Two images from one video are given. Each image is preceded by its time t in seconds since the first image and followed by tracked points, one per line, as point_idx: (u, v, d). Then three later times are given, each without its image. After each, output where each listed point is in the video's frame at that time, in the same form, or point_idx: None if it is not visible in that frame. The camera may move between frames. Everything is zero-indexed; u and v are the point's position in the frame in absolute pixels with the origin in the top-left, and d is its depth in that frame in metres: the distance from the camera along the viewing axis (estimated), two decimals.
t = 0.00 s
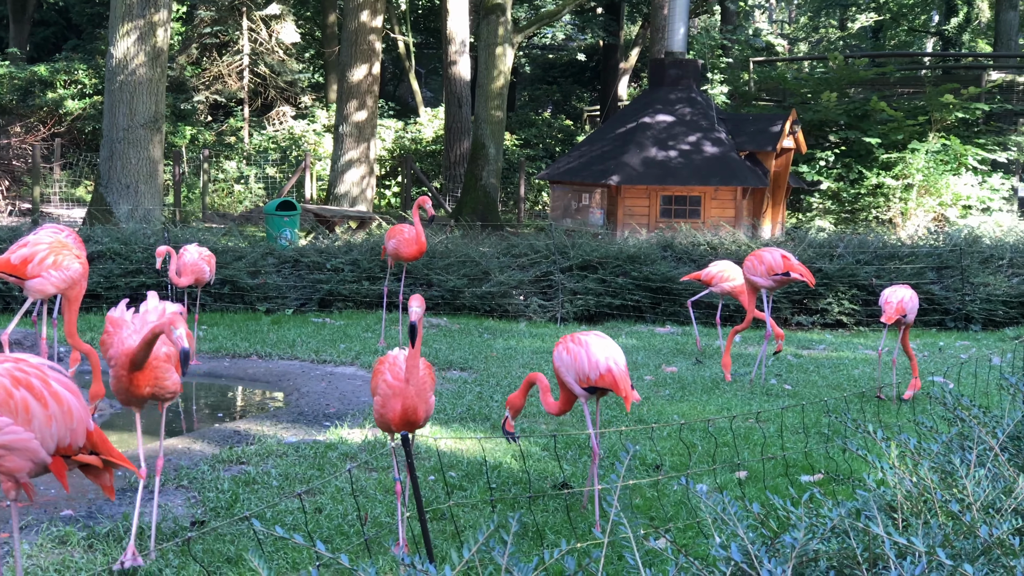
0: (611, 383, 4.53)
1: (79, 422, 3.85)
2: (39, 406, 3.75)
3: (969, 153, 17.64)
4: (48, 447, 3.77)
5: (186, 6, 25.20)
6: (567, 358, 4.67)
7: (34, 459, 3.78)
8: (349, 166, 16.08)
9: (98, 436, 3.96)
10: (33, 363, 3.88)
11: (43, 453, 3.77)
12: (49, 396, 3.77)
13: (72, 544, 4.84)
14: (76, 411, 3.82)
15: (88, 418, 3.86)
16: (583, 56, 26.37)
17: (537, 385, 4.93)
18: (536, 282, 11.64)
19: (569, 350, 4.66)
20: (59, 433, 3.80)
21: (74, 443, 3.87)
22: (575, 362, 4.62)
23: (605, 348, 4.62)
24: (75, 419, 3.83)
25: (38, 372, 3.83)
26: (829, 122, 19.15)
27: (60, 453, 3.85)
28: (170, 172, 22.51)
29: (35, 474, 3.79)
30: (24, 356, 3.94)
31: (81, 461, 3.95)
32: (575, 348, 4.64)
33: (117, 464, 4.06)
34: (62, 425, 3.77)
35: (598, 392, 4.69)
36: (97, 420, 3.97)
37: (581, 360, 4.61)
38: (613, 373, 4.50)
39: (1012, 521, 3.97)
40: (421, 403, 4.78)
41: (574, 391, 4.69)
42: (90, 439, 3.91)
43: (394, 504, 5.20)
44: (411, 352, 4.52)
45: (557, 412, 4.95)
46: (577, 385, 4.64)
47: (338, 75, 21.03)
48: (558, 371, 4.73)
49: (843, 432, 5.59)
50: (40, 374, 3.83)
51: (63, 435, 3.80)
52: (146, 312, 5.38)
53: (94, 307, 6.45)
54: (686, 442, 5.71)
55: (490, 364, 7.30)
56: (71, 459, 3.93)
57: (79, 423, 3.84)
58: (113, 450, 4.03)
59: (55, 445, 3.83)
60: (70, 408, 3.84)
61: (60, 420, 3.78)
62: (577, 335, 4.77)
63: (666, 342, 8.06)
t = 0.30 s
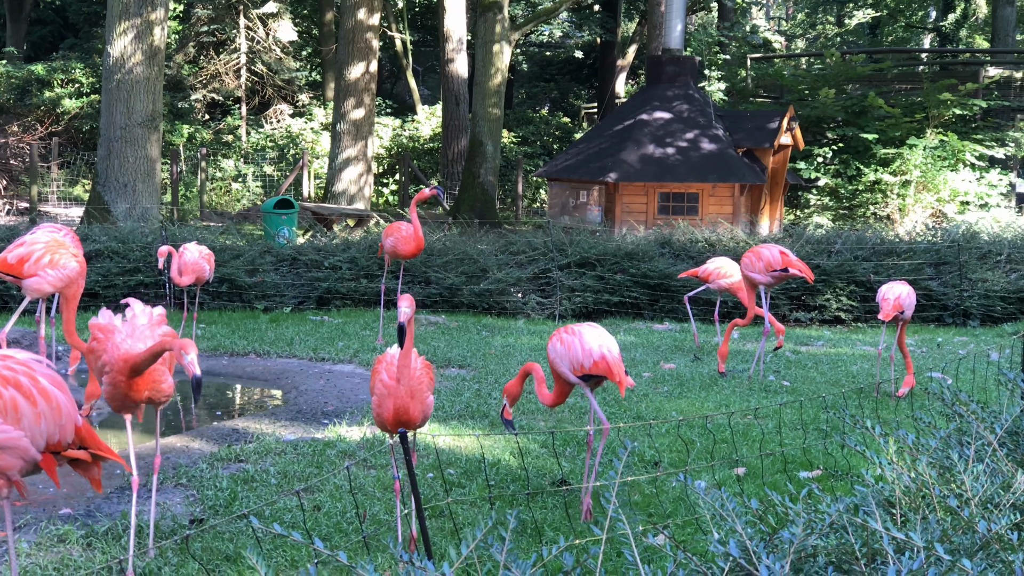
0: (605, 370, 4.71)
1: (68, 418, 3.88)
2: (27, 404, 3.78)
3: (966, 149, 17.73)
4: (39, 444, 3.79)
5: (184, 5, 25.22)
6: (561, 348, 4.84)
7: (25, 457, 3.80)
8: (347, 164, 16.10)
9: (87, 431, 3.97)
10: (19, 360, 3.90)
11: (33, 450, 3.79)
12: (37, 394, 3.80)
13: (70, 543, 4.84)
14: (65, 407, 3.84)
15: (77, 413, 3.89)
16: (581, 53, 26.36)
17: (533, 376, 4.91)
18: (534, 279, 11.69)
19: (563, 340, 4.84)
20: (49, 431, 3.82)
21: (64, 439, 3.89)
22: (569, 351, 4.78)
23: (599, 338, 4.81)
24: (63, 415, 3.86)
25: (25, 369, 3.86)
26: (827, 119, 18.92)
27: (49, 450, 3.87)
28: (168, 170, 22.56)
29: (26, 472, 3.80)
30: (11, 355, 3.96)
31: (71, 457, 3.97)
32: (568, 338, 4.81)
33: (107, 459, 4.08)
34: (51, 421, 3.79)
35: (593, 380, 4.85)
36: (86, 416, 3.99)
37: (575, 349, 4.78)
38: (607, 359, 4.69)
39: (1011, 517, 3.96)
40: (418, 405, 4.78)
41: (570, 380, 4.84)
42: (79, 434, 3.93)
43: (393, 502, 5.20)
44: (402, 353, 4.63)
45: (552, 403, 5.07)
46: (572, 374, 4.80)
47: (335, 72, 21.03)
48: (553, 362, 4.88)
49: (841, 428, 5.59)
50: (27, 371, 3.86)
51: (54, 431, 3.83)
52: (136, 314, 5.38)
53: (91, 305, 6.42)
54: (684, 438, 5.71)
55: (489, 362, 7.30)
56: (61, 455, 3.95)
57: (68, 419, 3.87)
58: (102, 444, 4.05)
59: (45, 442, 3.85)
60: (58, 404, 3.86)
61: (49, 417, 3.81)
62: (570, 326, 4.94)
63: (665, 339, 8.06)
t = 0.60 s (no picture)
0: (606, 358, 4.91)
1: (64, 405, 3.89)
2: (22, 393, 3.79)
3: (972, 137, 17.59)
4: (35, 432, 3.80)
5: None
6: (562, 336, 5.02)
7: (22, 445, 3.81)
8: (351, 155, 16.09)
9: (85, 419, 3.99)
10: (14, 349, 3.91)
11: (30, 439, 3.80)
12: (32, 382, 3.81)
13: (76, 532, 4.85)
14: (60, 395, 3.85)
15: (72, 400, 3.90)
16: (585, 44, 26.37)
17: (537, 359, 5.12)
18: (539, 268, 11.68)
19: (565, 327, 5.01)
20: (45, 418, 3.84)
21: (61, 426, 3.90)
22: (571, 339, 4.97)
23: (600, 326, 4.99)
24: (59, 403, 3.87)
25: (19, 358, 3.88)
26: (831, 109, 19.19)
27: (47, 438, 3.89)
28: (172, 161, 22.59)
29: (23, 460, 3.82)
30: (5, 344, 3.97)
31: (69, 444, 3.99)
32: (570, 326, 4.98)
33: (105, 446, 4.10)
34: (47, 409, 3.81)
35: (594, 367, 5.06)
36: (82, 403, 4.01)
37: (576, 337, 4.97)
38: (609, 348, 4.87)
39: (1017, 503, 3.95)
40: (423, 395, 4.78)
41: (571, 366, 5.03)
42: (77, 422, 3.95)
43: (399, 490, 5.21)
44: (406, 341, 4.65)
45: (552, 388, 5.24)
46: (575, 361, 5.00)
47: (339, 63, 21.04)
48: (553, 349, 5.06)
49: (847, 416, 5.59)
50: (21, 360, 3.87)
51: (51, 419, 3.84)
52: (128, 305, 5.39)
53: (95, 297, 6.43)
54: (689, 427, 5.71)
55: (494, 351, 7.31)
56: (59, 442, 3.96)
57: (64, 407, 3.88)
58: (99, 432, 4.07)
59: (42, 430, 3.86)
60: (54, 392, 3.87)
61: (44, 405, 3.82)
62: (571, 314, 5.11)
63: (669, 328, 8.07)
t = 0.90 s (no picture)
0: (615, 345, 4.97)
1: (78, 390, 3.88)
2: (34, 379, 3.77)
3: (994, 120, 17.70)
4: (51, 418, 3.80)
5: None
6: (571, 321, 5.07)
7: (37, 432, 3.80)
8: (371, 141, 16.12)
9: (102, 403, 3.98)
10: (26, 336, 3.90)
11: (45, 425, 3.79)
12: (44, 368, 3.80)
13: (100, 519, 4.86)
14: (74, 380, 3.85)
15: (87, 384, 3.89)
16: (603, 30, 26.42)
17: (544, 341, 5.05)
18: (560, 254, 11.65)
19: (575, 313, 5.06)
20: (59, 404, 3.84)
21: (77, 412, 3.89)
22: (580, 325, 5.02)
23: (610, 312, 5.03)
24: (74, 388, 3.86)
25: (31, 345, 3.85)
26: (852, 92, 19.03)
27: (63, 424, 3.88)
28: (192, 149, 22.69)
29: (40, 446, 3.81)
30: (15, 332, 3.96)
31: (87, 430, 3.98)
32: (580, 312, 5.04)
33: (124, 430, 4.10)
34: (61, 394, 3.80)
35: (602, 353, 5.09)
36: (97, 389, 3.99)
37: (586, 323, 5.02)
38: (618, 336, 4.94)
39: None
40: (437, 385, 4.97)
41: (578, 351, 5.07)
42: (94, 407, 3.95)
43: (421, 477, 5.19)
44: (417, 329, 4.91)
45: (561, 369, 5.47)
46: (582, 347, 5.06)
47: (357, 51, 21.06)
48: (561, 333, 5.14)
49: (871, 400, 5.56)
50: (32, 347, 3.85)
51: (66, 404, 3.83)
52: (147, 294, 5.31)
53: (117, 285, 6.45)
54: (711, 412, 5.68)
55: (515, 337, 7.33)
56: (76, 428, 3.96)
57: (79, 391, 3.88)
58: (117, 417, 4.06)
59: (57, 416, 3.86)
60: (67, 376, 3.87)
61: (58, 391, 3.82)
62: (582, 297, 5.14)
63: (691, 313, 8.10)
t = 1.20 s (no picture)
0: (620, 318, 5.13)
1: (91, 380, 3.76)
2: (44, 368, 3.67)
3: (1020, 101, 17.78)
4: (60, 408, 3.71)
5: None
6: (575, 296, 5.22)
7: (47, 420, 3.72)
8: (394, 125, 16.16)
9: (118, 393, 3.84)
10: (42, 321, 3.78)
11: (54, 413, 3.71)
12: (53, 358, 3.68)
13: (127, 501, 4.86)
14: (83, 370, 3.71)
15: (98, 374, 3.75)
16: (626, 12, 26.48)
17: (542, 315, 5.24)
18: (583, 237, 11.74)
19: (579, 288, 5.22)
20: (70, 394, 3.73)
21: (91, 402, 3.79)
22: (586, 300, 5.18)
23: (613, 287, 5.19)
24: (86, 377, 3.74)
25: (45, 332, 3.74)
26: (876, 73, 19.39)
27: (76, 413, 3.78)
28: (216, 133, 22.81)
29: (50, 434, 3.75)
30: (35, 316, 3.86)
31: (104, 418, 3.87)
32: (584, 286, 5.19)
33: (144, 418, 3.97)
34: (70, 385, 3.69)
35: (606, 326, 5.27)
36: (114, 377, 3.85)
37: (591, 298, 5.18)
38: (624, 310, 5.09)
39: None
40: (457, 371, 4.98)
41: (583, 325, 5.25)
42: (109, 397, 3.83)
43: (446, 459, 5.17)
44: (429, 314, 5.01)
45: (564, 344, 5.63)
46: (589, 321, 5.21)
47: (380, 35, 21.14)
48: (565, 309, 5.29)
49: (894, 382, 5.55)
50: (45, 334, 3.73)
51: (76, 395, 3.72)
52: (170, 284, 5.21)
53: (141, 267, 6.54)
54: (736, 395, 5.67)
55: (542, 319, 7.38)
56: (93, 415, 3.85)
57: (91, 382, 3.75)
58: (137, 405, 3.92)
59: (70, 405, 3.77)
60: (79, 366, 3.73)
61: (67, 381, 3.70)
62: (584, 272, 5.29)
63: (715, 295, 8.16)
